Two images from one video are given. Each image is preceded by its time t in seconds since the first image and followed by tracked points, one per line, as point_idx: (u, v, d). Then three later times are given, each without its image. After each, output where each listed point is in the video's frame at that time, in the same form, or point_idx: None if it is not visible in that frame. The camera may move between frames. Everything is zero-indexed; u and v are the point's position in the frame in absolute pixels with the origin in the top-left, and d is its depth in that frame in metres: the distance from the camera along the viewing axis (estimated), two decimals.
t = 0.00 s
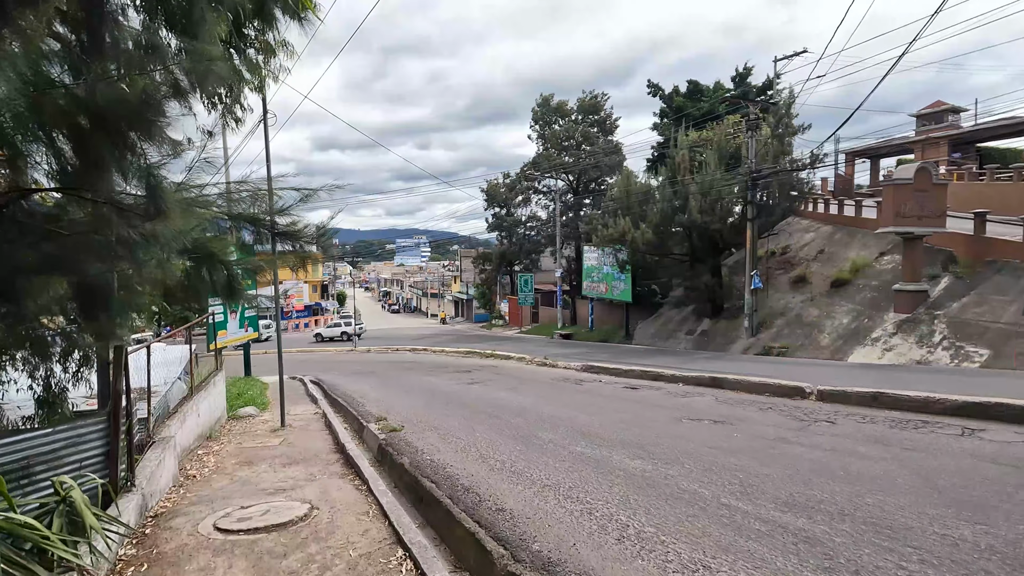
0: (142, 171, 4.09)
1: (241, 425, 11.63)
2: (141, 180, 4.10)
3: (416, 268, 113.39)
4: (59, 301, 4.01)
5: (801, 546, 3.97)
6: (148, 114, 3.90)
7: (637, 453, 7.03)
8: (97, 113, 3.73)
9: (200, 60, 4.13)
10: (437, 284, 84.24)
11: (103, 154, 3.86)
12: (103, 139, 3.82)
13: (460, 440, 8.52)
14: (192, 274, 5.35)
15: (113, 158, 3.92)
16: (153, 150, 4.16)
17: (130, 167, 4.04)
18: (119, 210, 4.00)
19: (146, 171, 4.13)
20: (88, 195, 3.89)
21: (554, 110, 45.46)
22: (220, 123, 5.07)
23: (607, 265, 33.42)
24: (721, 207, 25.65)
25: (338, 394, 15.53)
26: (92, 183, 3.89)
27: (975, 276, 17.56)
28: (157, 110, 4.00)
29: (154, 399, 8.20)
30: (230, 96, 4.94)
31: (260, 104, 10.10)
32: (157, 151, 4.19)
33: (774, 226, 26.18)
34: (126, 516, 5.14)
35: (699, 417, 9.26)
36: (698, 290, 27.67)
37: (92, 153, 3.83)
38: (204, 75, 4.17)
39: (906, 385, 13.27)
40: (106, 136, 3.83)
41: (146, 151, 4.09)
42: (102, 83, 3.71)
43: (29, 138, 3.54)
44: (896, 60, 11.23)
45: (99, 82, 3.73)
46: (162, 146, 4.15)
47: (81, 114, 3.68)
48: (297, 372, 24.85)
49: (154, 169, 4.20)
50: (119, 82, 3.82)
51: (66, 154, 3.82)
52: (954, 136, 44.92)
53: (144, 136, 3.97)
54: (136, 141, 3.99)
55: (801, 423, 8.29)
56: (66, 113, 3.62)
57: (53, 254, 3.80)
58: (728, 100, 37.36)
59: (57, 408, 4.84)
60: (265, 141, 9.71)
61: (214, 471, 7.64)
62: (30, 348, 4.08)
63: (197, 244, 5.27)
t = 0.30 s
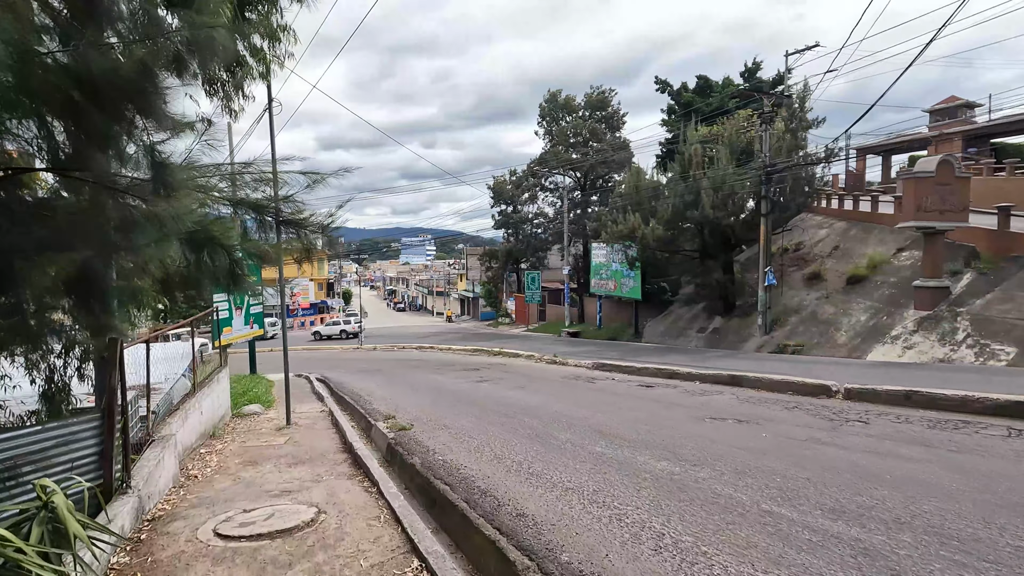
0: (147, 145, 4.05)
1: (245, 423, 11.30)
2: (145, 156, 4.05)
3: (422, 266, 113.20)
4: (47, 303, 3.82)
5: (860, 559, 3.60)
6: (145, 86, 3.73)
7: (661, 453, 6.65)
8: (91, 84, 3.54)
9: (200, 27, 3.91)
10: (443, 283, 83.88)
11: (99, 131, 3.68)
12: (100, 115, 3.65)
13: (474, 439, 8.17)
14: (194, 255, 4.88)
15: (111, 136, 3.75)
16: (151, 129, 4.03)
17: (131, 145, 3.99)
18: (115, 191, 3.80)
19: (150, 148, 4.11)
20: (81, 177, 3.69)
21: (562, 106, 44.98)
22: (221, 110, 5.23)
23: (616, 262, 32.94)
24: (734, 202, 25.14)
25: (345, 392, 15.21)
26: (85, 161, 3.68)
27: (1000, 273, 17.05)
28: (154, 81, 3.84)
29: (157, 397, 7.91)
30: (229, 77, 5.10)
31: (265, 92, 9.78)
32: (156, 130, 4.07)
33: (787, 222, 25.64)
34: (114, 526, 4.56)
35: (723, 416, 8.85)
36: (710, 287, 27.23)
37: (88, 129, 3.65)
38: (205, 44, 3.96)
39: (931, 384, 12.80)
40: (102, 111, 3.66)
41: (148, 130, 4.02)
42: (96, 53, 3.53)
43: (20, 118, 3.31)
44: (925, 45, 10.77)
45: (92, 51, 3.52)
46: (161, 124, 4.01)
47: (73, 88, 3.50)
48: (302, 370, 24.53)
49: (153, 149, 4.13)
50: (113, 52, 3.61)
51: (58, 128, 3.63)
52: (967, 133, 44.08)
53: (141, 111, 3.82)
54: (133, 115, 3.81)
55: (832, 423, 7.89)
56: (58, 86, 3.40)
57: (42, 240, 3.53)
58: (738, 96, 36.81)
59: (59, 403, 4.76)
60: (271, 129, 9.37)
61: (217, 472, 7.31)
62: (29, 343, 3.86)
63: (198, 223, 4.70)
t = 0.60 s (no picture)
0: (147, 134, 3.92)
1: (249, 427, 10.96)
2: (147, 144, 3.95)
3: (427, 266, 112.92)
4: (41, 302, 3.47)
5: None
6: (142, 71, 3.47)
7: (689, 465, 6.23)
8: (80, 67, 3.26)
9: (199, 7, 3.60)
10: (449, 283, 83.52)
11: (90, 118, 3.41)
12: (93, 104, 3.39)
13: (488, 447, 7.78)
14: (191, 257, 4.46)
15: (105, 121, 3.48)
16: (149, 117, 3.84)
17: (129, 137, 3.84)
18: (107, 184, 3.54)
19: (152, 137, 3.97)
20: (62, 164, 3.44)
21: (569, 105, 44.50)
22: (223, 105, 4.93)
23: (626, 262, 32.47)
24: (747, 200, 24.60)
25: (351, 395, 14.86)
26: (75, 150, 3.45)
27: None
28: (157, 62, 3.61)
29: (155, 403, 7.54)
30: (231, 69, 4.78)
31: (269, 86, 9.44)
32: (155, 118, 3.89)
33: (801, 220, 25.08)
34: (101, 549, 4.13)
35: (749, 423, 8.43)
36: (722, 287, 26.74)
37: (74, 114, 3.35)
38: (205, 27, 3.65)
39: (959, 388, 12.33)
40: (96, 99, 3.40)
41: (147, 118, 3.83)
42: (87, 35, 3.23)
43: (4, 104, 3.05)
44: (953, 35, 10.33)
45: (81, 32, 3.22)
46: (158, 110, 3.77)
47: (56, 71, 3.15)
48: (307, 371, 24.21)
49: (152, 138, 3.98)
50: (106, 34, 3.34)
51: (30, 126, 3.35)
52: (982, 131, 43.28)
53: (138, 97, 3.56)
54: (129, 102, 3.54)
55: (866, 432, 7.46)
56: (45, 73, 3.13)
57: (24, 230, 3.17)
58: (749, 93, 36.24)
59: (62, 411, 4.27)
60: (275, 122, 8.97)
61: (218, 482, 6.96)
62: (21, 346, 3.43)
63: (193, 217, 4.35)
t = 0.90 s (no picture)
0: (139, 114, 3.64)
1: (253, 427, 10.66)
2: (139, 127, 3.70)
3: (432, 265, 112.88)
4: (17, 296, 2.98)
5: None
6: (127, 35, 3.07)
7: (719, 471, 5.84)
8: (54, 28, 2.80)
9: None
10: (454, 282, 83.32)
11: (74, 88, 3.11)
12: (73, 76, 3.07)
13: (503, 449, 7.46)
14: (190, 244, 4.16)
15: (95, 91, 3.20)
16: (141, 93, 3.55)
17: (122, 118, 3.60)
18: (95, 161, 3.29)
19: (144, 117, 3.69)
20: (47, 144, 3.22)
21: (576, 101, 44.05)
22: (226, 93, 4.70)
23: (634, 260, 32.01)
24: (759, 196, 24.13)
25: (356, 394, 14.53)
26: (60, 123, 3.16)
27: None
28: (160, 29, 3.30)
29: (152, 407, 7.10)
30: (231, 49, 4.49)
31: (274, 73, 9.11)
32: (148, 96, 3.61)
33: (815, 217, 24.60)
34: (88, 563, 3.81)
35: (775, 425, 8.04)
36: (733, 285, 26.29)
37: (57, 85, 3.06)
38: None
39: (985, 388, 11.91)
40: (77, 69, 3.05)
41: (138, 94, 3.54)
42: None
43: None
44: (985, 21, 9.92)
45: None
46: (149, 83, 3.41)
47: (35, 33, 2.80)
48: (311, 370, 23.89)
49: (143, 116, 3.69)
50: None
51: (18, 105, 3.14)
52: (996, 127, 42.54)
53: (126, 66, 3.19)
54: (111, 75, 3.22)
55: (902, 436, 7.05)
56: (14, 37, 2.76)
57: None
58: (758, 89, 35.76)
59: (60, 410, 4.50)
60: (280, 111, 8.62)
61: (218, 485, 6.61)
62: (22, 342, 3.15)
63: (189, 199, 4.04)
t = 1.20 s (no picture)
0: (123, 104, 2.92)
1: (256, 430, 10.38)
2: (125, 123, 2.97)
3: (437, 265, 112.74)
4: (16, 290, 2.61)
5: None
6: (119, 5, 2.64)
7: (748, 480, 5.48)
8: None
9: None
10: (459, 281, 83.09)
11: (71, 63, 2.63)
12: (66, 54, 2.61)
13: (517, 455, 7.11)
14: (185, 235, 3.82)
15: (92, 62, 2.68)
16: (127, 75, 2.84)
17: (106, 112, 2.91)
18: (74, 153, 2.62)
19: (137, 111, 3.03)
20: (36, 131, 2.73)
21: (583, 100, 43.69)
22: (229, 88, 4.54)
23: (642, 259, 31.59)
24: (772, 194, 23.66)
25: (361, 395, 14.22)
26: (43, 102, 2.59)
27: None
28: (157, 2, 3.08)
29: (151, 408, 7.11)
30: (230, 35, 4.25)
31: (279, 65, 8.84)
32: (132, 79, 2.87)
33: (829, 215, 24.12)
34: None
35: (802, 430, 7.65)
36: (744, 285, 25.83)
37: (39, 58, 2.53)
38: None
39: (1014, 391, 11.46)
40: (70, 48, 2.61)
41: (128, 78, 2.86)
42: None
43: None
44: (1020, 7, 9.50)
45: None
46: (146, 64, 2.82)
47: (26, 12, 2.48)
48: (317, 370, 23.63)
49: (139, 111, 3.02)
50: None
51: (6, 92, 2.68)
52: (1011, 125, 41.87)
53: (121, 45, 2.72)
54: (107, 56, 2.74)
55: (940, 443, 6.65)
56: None
57: None
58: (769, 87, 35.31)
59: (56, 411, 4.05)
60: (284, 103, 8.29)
61: (217, 494, 6.29)
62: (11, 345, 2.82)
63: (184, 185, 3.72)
